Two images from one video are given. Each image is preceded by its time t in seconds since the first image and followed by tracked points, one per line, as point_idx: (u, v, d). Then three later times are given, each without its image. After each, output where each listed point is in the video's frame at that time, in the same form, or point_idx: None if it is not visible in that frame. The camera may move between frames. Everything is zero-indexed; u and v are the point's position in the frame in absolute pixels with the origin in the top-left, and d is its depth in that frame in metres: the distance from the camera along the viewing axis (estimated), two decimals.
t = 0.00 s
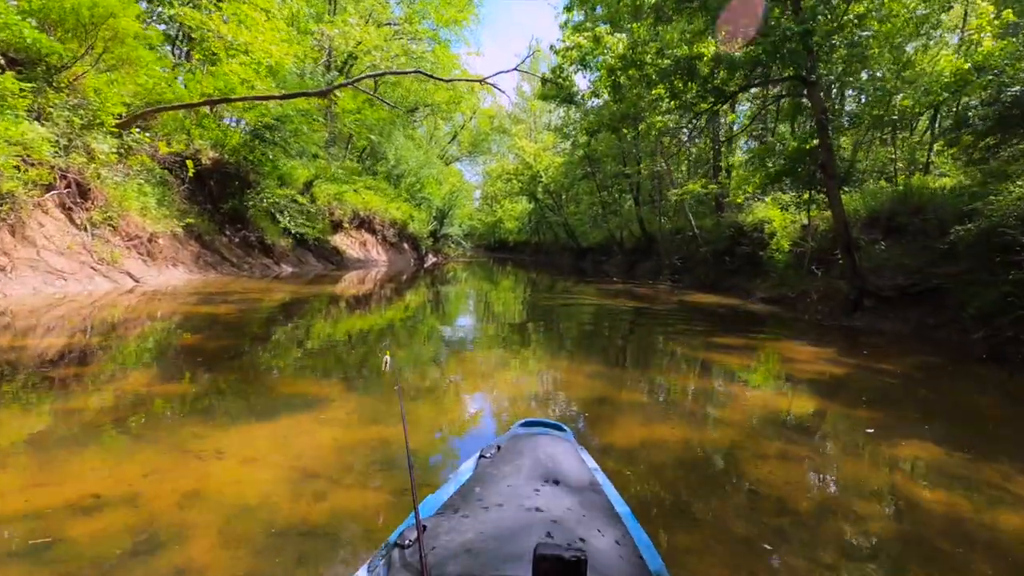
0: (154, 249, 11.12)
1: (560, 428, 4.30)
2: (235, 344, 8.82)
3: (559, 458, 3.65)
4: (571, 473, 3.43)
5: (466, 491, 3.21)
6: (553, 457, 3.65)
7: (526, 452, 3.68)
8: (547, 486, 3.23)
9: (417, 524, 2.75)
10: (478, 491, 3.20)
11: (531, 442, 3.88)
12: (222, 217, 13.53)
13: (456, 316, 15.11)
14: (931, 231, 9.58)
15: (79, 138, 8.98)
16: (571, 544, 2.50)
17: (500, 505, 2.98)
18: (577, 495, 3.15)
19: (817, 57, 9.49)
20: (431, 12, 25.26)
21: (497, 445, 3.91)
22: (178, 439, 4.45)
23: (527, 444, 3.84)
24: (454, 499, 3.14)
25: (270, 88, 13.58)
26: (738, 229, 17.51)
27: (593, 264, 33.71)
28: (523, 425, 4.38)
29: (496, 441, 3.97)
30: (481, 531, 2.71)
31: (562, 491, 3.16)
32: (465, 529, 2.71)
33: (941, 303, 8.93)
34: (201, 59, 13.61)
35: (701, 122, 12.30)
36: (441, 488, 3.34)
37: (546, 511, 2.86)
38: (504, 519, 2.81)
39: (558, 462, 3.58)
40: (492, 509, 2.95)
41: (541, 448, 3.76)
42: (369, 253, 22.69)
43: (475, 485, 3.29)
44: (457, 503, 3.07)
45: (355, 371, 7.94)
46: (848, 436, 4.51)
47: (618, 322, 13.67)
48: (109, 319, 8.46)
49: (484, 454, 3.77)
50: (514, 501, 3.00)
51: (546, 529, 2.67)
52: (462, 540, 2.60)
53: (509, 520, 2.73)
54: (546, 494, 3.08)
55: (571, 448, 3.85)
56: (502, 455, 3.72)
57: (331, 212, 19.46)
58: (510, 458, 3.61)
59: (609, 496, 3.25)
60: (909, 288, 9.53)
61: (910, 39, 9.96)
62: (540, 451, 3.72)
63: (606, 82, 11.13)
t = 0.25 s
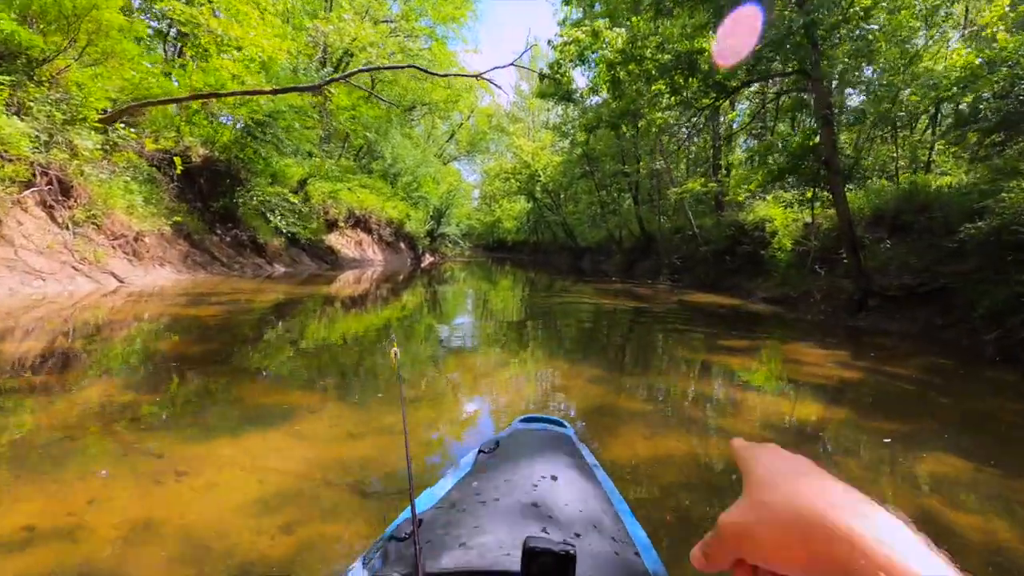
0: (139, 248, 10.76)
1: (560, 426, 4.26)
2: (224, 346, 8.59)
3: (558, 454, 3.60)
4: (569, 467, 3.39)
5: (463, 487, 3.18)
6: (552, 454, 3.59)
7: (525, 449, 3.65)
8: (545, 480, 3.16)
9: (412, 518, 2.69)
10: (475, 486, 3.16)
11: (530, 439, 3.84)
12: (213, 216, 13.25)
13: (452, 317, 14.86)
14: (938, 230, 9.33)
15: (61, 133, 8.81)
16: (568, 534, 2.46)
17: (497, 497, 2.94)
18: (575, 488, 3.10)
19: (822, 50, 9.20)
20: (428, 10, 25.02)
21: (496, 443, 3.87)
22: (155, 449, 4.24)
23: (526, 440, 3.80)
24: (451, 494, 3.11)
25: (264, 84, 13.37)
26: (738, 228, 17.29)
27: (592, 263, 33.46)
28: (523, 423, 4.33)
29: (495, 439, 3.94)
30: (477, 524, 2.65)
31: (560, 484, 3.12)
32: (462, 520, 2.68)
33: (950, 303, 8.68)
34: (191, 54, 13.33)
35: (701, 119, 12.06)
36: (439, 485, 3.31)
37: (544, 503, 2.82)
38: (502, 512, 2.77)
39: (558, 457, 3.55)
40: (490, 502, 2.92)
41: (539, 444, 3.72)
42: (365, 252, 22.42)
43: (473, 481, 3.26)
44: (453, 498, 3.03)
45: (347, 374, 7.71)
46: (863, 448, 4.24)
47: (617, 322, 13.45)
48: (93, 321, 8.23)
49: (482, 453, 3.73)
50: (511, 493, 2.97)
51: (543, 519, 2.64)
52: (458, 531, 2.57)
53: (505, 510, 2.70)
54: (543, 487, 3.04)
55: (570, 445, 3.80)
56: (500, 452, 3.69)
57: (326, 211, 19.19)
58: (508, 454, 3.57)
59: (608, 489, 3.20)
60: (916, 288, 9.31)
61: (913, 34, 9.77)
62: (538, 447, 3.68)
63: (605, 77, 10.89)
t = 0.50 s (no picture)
0: (130, 248, 10.56)
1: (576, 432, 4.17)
2: (218, 349, 8.38)
3: (576, 463, 3.54)
4: (588, 478, 3.32)
5: (481, 496, 3.12)
6: (570, 462, 3.52)
7: (543, 457, 3.58)
8: (566, 491, 3.09)
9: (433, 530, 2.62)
10: (494, 496, 3.10)
11: (546, 446, 3.77)
12: (209, 215, 13.08)
13: (452, 316, 14.62)
14: (953, 230, 9.10)
15: (49, 130, 8.36)
16: (593, 553, 2.39)
17: (517, 509, 2.88)
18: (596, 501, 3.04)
19: (831, 42, 8.95)
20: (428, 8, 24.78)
21: (512, 448, 3.80)
22: (140, 462, 4.03)
23: (543, 448, 3.73)
24: (469, 504, 3.04)
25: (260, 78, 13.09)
26: (742, 227, 17.06)
27: (593, 263, 33.27)
28: (538, 428, 4.25)
29: (511, 444, 3.87)
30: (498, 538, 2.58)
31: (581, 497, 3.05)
32: (483, 534, 2.62)
33: (965, 305, 8.45)
34: (188, 50, 13.08)
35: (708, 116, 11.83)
36: (456, 493, 3.25)
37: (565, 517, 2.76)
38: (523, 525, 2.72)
39: (576, 467, 3.48)
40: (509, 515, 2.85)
41: (557, 453, 3.65)
42: (364, 252, 22.18)
43: (491, 490, 3.19)
44: (472, 508, 2.97)
45: (345, 378, 7.48)
46: (891, 462, 4.00)
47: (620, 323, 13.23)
48: (83, 323, 8.02)
49: (499, 458, 3.67)
50: (532, 505, 2.90)
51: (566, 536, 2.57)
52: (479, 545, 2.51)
53: (526, 524, 2.64)
54: (564, 500, 2.98)
55: (588, 453, 3.73)
56: (517, 458, 3.62)
57: (324, 210, 18.95)
58: (525, 463, 3.50)
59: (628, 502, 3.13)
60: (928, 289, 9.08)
61: (935, 26, 9.40)
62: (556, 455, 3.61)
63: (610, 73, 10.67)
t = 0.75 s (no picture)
0: (119, 247, 10.32)
1: (582, 436, 3.99)
2: (207, 353, 8.09)
3: (584, 468, 3.36)
4: (598, 484, 3.15)
5: (485, 503, 2.95)
6: (577, 467, 3.36)
7: (549, 462, 3.40)
8: (574, 498, 2.94)
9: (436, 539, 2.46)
10: (499, 503, 2.93)
11: (553, 452, 3.59)
12: (202, 213, 12.88)
13: (451, 317, 14.32)
14: (968, 228, 8.82)
15: (33, 125, 8.06)
16: (606, 565, 2.24)
17: (525, 516, 2.72)
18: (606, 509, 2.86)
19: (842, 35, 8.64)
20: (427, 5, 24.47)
21: (516, 452, 3.62)
22: (112, 478, 3.76)
23: (549, 453, 3.55)
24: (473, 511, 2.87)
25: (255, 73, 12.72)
26: (746, 227, 16.77)
27: (593, 264, 32.99)
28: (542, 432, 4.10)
29: (516, 448, 3.70)
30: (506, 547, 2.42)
31: (591, 504, 2.88)
32: (488, 544, 2.45)
33: (981, 307, 8.17)
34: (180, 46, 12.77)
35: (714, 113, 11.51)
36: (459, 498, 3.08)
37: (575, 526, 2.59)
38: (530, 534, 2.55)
39: (584, 472, 3.31)
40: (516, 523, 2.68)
41: (564, 458, 3.47)
42: (362, 251, 21.89)
43: (496, 497, 3.02)
44: (476, 516, 2.79)
45: (339, 384, 7.19)
46: (923, 478, 3.72)
47: (622, 324, 12.93)
48: (68, 326, 7.76)
49: (503, 463, 3.49)
50: (540, 512, 2.75)
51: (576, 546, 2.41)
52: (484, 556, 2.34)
53: (534, 532, 2.47)
54: (572, 508, 2.80)
55: (596, 458, 3.55)
56: (522, 463, 3.44)
57: (321, 209, 18.66)
58: (531, 469, 3.32)
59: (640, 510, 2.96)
60: (942, 291, 8.77)
61: (948, 19, 9.09)
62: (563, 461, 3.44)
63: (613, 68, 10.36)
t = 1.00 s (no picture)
0: (109, 247, 10.02)
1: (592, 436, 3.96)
2: (197, 357, 7.85)
3: (595, 470, 3.35)
4: (609, 486, 3.14)
5: (497, 505, 2.93)
6: (588, 465, 3.39)
7: (561, 464, 3.38)
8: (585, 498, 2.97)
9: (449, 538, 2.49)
10: (511, 505, 2.92)
11: (563, 454, 3.56)
12: (196, 212, 12.62)
13: (451, 317, 14.07)
14: (980, 229, 8.60)
15: (21, 122, 7.76)
16: (618, 564, 2.27)
17: (536, 515, 2.76)
18: (619, 510, 2.85)
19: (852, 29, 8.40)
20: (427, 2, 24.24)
21: (526, 453, 3.60)
22: (86, 498, 3.54)
23: (559, 454, 3.53)
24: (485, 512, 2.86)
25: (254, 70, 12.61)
26: (749, 226, 16.52)
27: (594, 264, 32.77)
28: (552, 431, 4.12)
29: (525, 449, 3.69)
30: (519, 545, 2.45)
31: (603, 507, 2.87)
32: (502, 543, 2.45)
33: (994, 309, 7.96)
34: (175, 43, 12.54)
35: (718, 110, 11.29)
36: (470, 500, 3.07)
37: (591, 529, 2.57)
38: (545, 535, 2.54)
39: (595, 473, 3.30)
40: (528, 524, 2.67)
41: (575, 459, 3.45)
42: (361, 251, 21.67)
43: (508, 499, 3.00)
44: (487, 517, 2.78)
45: (333, 389, 6.95)
46: (947, 497, 3.51)
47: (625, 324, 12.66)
48: (56, 331, 7.56)
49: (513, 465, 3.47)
50: (552, 512, 2.78)
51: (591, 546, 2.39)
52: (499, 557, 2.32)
53: (546, 531, 2.51)
54: (586, 509, 2.78)
55: (607, 460, 3.53)
56: (533, 466, 3.42)
57: (319, 209, 18.45)
58: (542, 468, 3.36)
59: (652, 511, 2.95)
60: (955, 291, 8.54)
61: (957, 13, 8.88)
62: (573, 462, 3.42)
63: (615, 64, 10.11)
